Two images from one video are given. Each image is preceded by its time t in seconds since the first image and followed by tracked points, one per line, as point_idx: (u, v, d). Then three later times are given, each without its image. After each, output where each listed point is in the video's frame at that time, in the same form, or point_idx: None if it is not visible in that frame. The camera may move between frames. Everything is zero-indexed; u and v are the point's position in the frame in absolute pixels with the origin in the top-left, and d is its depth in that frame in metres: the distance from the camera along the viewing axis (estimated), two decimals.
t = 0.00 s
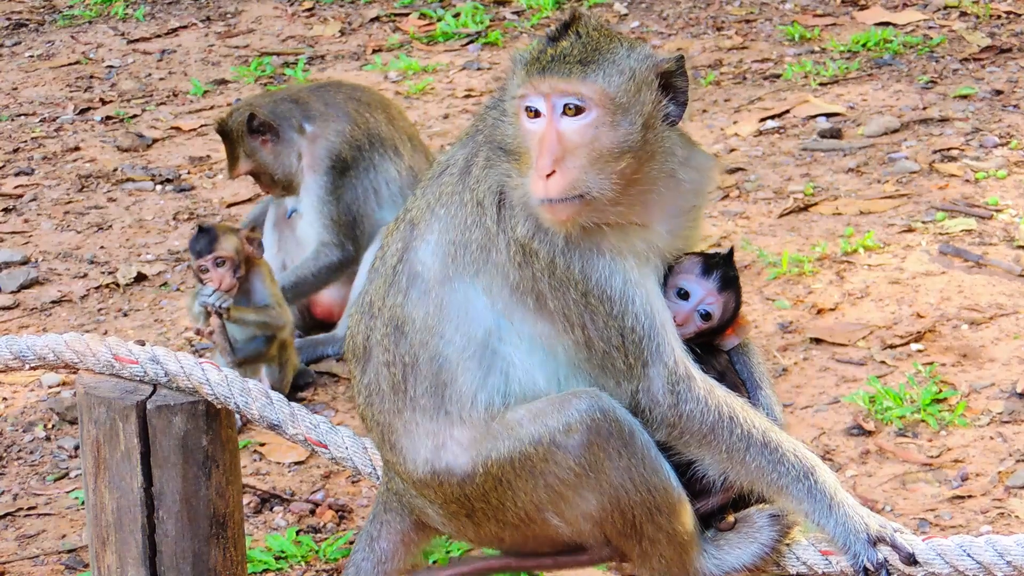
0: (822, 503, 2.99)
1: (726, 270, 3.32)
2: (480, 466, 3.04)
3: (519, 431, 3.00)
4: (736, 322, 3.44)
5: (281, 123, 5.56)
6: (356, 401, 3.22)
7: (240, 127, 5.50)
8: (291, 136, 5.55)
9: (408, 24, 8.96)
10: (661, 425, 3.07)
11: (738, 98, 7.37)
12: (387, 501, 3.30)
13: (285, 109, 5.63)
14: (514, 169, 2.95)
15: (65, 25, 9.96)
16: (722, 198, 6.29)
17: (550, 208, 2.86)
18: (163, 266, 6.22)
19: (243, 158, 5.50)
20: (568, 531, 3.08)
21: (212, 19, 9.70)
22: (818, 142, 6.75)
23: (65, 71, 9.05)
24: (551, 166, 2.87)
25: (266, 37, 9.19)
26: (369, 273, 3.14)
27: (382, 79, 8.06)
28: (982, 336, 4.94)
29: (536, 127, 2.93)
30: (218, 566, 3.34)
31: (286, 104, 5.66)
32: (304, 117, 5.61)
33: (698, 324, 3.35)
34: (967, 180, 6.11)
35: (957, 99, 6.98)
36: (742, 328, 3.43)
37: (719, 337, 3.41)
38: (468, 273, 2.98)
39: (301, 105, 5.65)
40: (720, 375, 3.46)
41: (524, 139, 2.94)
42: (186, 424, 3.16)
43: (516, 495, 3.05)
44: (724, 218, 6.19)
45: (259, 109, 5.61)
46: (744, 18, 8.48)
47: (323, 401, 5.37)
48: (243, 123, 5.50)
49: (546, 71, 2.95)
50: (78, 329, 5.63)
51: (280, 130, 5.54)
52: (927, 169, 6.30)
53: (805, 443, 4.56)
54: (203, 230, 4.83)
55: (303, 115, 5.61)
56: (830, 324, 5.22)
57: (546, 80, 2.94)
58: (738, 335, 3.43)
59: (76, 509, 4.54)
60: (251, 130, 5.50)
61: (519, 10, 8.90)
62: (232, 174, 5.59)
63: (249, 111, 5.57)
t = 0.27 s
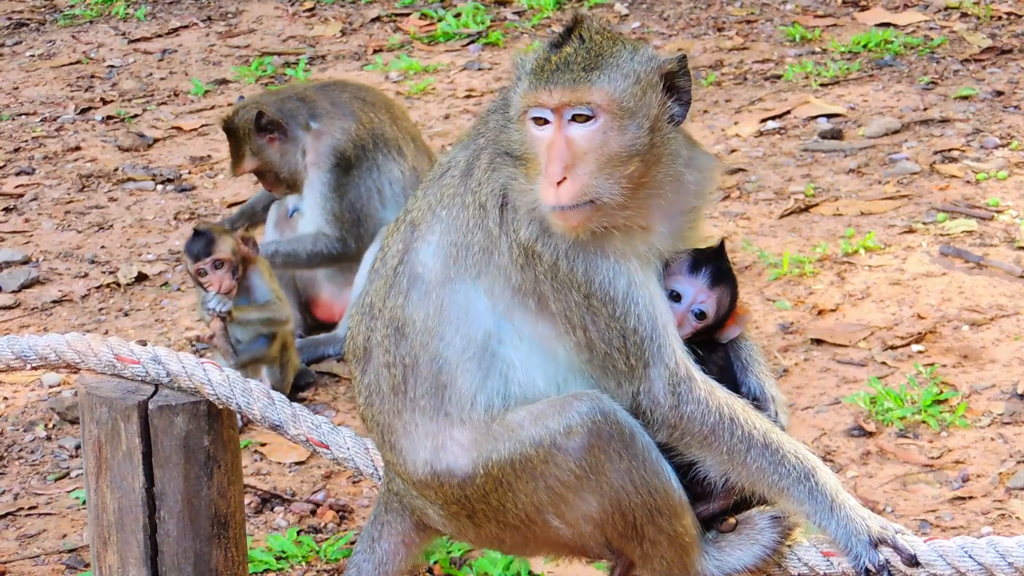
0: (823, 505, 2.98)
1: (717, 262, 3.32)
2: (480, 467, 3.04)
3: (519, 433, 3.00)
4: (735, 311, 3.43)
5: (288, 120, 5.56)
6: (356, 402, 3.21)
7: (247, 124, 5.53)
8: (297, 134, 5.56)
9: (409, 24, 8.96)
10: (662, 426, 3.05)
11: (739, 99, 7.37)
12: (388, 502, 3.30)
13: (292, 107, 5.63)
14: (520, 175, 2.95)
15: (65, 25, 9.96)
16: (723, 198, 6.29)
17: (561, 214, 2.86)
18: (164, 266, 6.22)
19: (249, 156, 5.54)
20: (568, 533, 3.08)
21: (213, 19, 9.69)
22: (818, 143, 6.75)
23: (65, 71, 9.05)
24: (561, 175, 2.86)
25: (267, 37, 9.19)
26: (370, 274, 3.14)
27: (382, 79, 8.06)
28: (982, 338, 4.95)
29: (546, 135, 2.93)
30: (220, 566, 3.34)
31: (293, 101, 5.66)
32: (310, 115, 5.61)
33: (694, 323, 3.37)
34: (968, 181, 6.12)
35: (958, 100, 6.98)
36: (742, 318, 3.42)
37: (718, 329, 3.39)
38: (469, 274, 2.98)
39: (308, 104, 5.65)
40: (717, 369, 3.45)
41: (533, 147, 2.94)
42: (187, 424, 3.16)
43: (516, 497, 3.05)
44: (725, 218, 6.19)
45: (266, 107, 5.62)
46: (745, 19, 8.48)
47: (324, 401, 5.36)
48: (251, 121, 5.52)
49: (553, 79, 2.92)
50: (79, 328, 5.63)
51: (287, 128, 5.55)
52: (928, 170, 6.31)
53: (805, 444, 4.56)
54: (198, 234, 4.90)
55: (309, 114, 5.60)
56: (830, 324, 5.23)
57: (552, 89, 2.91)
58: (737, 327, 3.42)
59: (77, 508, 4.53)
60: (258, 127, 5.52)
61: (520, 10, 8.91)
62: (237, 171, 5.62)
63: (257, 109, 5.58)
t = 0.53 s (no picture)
0: (827, 504, 2.98)
1: (717, 263, 3.32)
2: (484, 467, 3.05)
3: (523, 433, 3.00)
4: (737, 311, 3.39)
5: (295, 119, 5.57)
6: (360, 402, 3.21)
7: (254, 123, 5.53)
8: (304, 133, 5.56)
9: (412, 24, 8.96)
10: (667, 425, 3.04)
11: (743, 99, 7.37)
12: (392, 501, 3.30)
13: (298, 106, 5.64)
14: (588, 185, 2.78)
15: (68, 23, 9.96)
16: (726, 198, 6.29)
17: (654, 223, 2.74)
18: (167, 265, 6.21)
19: (255, 155, 5.54)
20: (571, 533, 3.08)
21: (216, 18, 9.70)
22: (821, 143, 6.76)
23: (68, 70, 9.05)
24: (658, 187, 2.72)
25: (270, 36, 9.19)
26: (373, 274, 3.13)
27: (385, 78, 8.06)
28: (985, 338, 4.95)
29: (629, 143, 2.73)
30: (223, 565, 3.33)
31: (299, 100, 5.67)
32: (317, 114, 5.61)
33: (693, 325, 3.34)
34: (970, 181, 6.12)
35: (961, 100, 6.98)
36: (744, 317, 3.38)
37: (719, 330, 3.36)
38: (475, 275, 2.94)
39: (315, 102, 5.65)
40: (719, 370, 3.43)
41: (611, 156, 2.74)
42: (191, 422, 3.15)
43: (519, 496, 3.06)
44: (728, 218, 6.19)
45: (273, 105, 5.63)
46: (748, 19, 8.48)
47: (327, 400, 5.36)
48: (258, 120, 5.52)
49: (631, 85, 2.70)
50: (82, 327, 5.62)
51: (294, 126, 5.55)
52: (931, 171, 6.31)
53: (808, 443, 4.56)
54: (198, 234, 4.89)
55: (316, 113, 5.61)
56: (833, 324, 5.23)
57: (636, 96, 2.69)
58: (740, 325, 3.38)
59: (79, 507, 4.53)
60: (265, 127, 5.52)
61: (523, 10, 8.92)
62: (243, 170, 5.64)
63: (263, 108, 5.58)
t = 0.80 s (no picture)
0: (830, 504, 2.97)
1: (718, 264, 3.25)
2: (485, 472, 3.04)
3: (524, 440, 2.99)
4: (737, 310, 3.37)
5: (295, 119, 5.58)
6: (361, 406, 3.21)
7: (254, 123, 5.55)
8: (304, 133, 5.57)
9: (412, 24, 8.96)
10: (674, 420, 3.03)
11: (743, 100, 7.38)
12: (393, 504, 3.29)
13: (299, 106, 5.65)
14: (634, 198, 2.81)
15: (69, 24, 9.97)
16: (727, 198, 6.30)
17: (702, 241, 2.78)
18: (168, 266, 6.22)
19: (255, 154, 5.55)
20: (574, 537, 3.07)
21: (217, 18, 9.70)
22: (822, 143, 6.76)
23: (69, 70, 9.04)
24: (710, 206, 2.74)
25: (271, 37, 9.19)
26: (375, 279, 3.13)
27: (386, 79, 8.07)
28: (986, 339, 4.95)
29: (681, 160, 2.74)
30: (225, 566, 3.33)
31: (300, 100, 5.68)
32: (317, 114, 5.63)
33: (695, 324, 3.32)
34: (971, 182, 6.12)
35: (962, 101, 6.99)
36: (744, 317, 3.36)
37: (721, 329, 3.34)
38: (482, 275, 2.96)
39: (315, 103, 5.66)
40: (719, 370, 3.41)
41: (661, 171, 2.76)
42: (193, 423, 3.15)
43: (522, 501, 3.05)
44: (729, 219, 6.19)
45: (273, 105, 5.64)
46: (748, 19, 8.49)
47: (328, 400, 5.36)
48: (259, 120, 5.53)
49: (692, 108, 2.73)
50: (83, 327, 5.62)
51: (294, 126, 5.56)
52: (931, 171, 6.31)
53: (809, 444, 4.57)
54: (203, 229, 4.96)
55: (317, 113, 5.62)
56: (834, 325, 5.23)
57: (698, 118, 2.73)
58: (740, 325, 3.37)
59: (80, 508, 4.53)
60: (266, 126, 5.53)
61: (524, 11, 8.92)
62: (243, 169, 5.64)
63: (264, 107, 5.59)
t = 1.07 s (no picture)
0: (825, 514, 2.91)
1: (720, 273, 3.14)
2: (487, 474, 3.03)
3: (525, 442, 2.98)
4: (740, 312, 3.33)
5: (298, 118, 5.59)
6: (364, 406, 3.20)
7: (256, 120, 5.57)
8: (306, 132, 5.59)
9: (414, 24, 8.97)
10: (668, 434, 3.03)
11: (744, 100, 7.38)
12: (393, 502, 3.29)
13: (302, 105, 5.66)
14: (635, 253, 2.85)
15: (70, 25, 9.97)
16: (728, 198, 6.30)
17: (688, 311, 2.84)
18: (169, 266, 6.22)
19: (255, 151, 5.57)
20: (575, 539, 3.07)
21: (218, 19, 9.70)
22: (823, 144, 6.76)
23: (71, 71, 9.05)
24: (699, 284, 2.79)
25: (272, 37, 9.20)
26: (379, 279, 3.11)
27: (387, 79, 8.07)
28: (987, 339, 4.95)
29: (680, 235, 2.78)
30: (227, 566, 3.33)
31: (303, 100, 5.69)
32: (320, 114, 5.64)
33: (697, 330, 3.27)
34: (972, 182, 6.12)
35: (963, 101, 6.99)
36: (748, 319, 3.32)
37: (723, 332, 3.31)
38: (485, 283, 2.95)
39: (318, 102, 5.67)
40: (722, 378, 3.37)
41: (661, 241, 2.79)
42: (195, 423, 3.16)
43: (522, 503, 3.04)
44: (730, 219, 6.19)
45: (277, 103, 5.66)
46: (749, 20, 8.49)
47: (329, 401, 5.36)
48: (261, 117, 5.55)
49: (704, 197, 2.73)
50: (84, 328, 5.62)
51: (296, 125, 5.57)
52: (933, 171, 6.31)
53: (811, 445, 4.57)
54: (201, 233, 4.98)
55: (319, 113, 5.63)
56: (835, 325, 5.23)
57: (706, 211, 2.74)
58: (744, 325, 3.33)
59: (82, 508, 4.53)
60: (267, 124, 5.55)
61: (525, 11, 8.94)
62: (243, 165, 5.66)
63: (267, 105, 5.62)
